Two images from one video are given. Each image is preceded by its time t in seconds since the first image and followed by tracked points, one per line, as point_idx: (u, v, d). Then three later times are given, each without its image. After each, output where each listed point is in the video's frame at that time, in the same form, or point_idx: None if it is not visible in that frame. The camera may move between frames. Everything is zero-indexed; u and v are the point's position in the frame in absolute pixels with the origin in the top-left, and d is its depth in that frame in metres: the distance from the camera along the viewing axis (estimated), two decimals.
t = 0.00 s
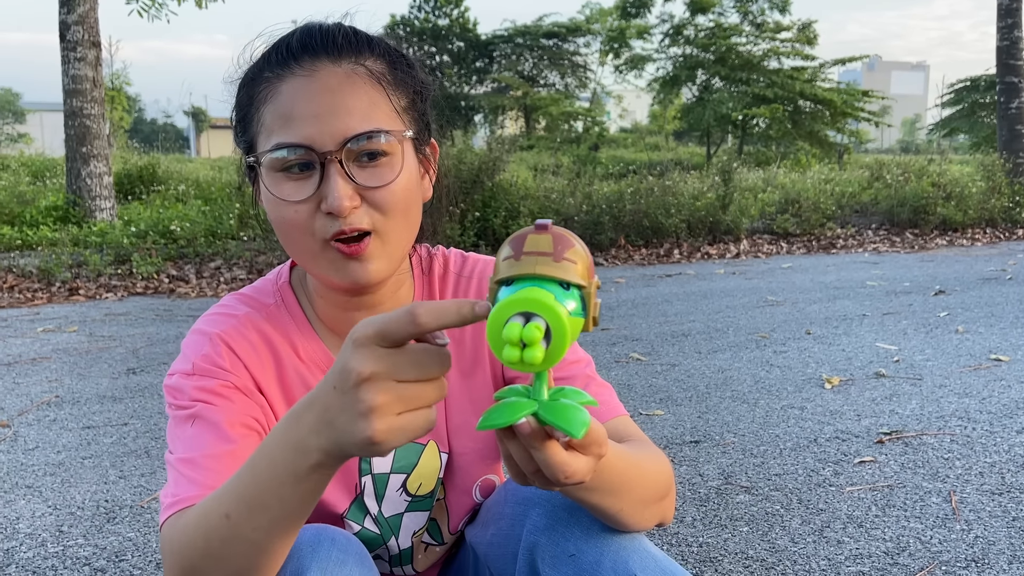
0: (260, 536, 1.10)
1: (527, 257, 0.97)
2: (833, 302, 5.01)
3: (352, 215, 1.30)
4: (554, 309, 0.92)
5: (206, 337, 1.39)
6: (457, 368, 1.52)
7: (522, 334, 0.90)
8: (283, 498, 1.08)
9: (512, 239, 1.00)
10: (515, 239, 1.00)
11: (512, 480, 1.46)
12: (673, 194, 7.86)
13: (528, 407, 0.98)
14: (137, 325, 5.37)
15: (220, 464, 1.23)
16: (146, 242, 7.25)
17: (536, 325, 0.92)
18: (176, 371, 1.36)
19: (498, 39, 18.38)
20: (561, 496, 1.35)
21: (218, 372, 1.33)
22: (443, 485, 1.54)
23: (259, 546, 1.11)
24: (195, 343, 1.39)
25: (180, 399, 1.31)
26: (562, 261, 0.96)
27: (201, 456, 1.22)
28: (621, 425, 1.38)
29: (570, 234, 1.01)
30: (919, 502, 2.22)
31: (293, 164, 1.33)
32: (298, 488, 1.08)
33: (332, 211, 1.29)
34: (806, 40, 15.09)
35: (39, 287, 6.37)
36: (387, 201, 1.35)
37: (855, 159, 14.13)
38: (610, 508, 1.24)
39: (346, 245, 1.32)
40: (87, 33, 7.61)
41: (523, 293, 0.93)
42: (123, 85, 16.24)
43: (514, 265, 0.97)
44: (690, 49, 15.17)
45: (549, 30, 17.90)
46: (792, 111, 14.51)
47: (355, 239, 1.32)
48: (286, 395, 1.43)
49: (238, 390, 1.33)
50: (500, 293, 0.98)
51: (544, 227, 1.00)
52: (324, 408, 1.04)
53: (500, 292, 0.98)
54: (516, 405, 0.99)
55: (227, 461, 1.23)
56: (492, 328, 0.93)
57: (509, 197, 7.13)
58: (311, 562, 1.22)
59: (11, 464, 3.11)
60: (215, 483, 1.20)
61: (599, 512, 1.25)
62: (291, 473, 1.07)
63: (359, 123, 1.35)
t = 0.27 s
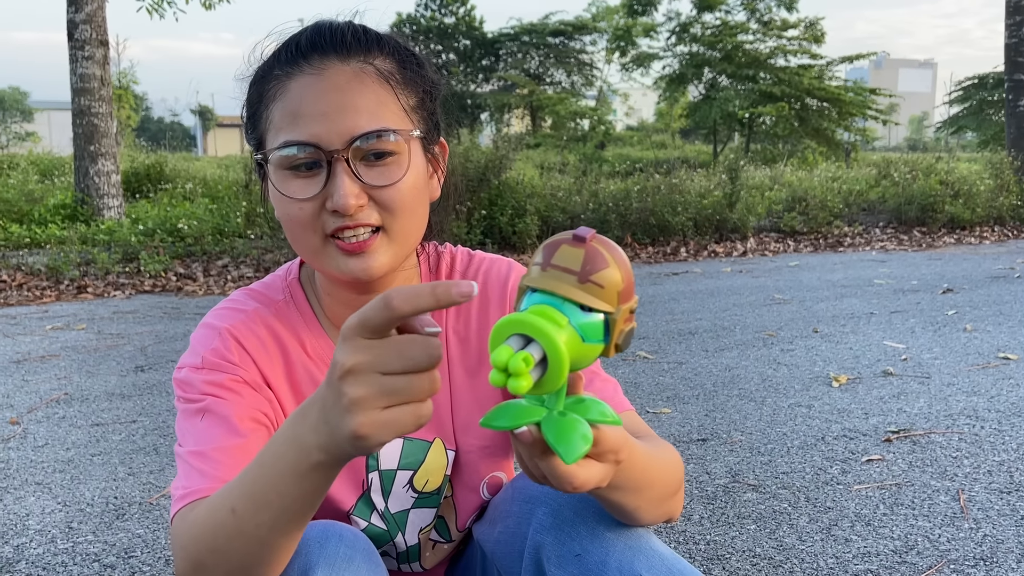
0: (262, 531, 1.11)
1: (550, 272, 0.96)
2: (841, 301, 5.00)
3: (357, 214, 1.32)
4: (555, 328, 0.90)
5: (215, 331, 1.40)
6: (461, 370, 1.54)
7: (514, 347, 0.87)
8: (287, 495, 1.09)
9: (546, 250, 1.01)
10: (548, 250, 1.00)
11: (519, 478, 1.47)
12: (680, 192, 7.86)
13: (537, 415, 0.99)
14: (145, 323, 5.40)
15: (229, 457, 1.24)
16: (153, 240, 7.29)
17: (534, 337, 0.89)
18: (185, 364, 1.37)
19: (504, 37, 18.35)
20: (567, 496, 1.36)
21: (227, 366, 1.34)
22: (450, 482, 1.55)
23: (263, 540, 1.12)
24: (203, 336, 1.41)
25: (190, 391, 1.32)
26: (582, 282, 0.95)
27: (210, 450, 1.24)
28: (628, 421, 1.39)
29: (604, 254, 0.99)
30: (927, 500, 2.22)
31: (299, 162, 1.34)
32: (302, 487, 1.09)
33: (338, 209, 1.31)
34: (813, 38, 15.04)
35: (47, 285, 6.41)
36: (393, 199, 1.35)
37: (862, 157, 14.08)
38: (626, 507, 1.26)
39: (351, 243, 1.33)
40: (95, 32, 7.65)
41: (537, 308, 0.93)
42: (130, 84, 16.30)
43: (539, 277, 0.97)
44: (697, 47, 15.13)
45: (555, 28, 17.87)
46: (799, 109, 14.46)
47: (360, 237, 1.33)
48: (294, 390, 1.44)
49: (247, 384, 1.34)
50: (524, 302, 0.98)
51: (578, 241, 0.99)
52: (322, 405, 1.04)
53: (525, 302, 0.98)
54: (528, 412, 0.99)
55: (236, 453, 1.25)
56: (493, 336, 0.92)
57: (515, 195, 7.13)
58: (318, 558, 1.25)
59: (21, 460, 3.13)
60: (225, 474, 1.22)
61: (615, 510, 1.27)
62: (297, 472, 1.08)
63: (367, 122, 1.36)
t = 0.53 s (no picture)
0: (284, 561, 1.16)
1: (519, 256, 0.96)
2: (848, 300, 4.99)
3: (375, 216, 1.32)
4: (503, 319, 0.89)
5: (225, 335, 1.41)
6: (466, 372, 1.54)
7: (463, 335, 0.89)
8: (311, 527, 1.14)
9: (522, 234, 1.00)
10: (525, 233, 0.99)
11: (526, 477, 1.48)
12: (686, 191, 7.85)
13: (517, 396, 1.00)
14: (154, 323, 5.43)
15: (241, 472, 1.26)
16: (161, 240, 7.33)
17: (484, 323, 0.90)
18: (196, 370, 1.39)
19: (510, 36, 18.34)
20: (573, 496, 1.37)
21: (237, 373, 1.36)
22: (459, 483, 1.56)
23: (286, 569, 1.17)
24: (214, 342, 1.42)
25: (201, 399, 1.34)
26: (543, 272, 0.93)
27: (222, 466, 1.26)
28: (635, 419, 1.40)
29: (575, 242, 0.95)
30: (934, 500, 2.22)
31: (318, 163, 1.36)
32: (327, 519, 1.13)
33: (356, 211, 1.32)
34: (820, 36, 14.99)
35: (56, 284, 6.46)
36: (411, 201, 1.37)
37: (869, 156, 14.04)
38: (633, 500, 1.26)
39: (367, 243, 1.34)
40: (103, 32, 7.69)
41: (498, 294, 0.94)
42: (138, 84, 16.37)
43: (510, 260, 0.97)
44: (703, 45, 15.09)
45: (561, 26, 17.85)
46: (806, 108, 14.40)
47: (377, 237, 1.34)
48: (303, 393, 1.45)
49: (257, 393, 1.36)
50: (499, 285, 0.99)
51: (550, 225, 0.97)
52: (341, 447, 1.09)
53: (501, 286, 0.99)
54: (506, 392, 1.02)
55: (247, 467, 1.27)
56: (456, 318, 0.95)
57: (521, 195, 7.14)
58: (328, 558, 1.28)
59: (31, 459, 3.16)
60: (237, 493, 1.24)
61: (626, 503, 1.27)
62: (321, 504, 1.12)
63: (386, 124, 1.37)
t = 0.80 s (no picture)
0: (299, 548, 1.17)
1: (499, 263, 0.97)
2: (854, 299, 4.98)
3: (409, 212, 1.35)
4: (545, 300, 0.93)
5: (237, 331, 1.43)
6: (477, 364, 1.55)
7: (531, 324, 0.92)
8: (321, 517, 1.15)
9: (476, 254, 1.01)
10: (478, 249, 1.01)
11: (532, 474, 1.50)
12: (692, 190, 7.85)
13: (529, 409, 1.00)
14: (161, 322, 5.46)
15: (251, 470, 1.28)
16: (168, 240, 7.36)
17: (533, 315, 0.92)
18: (208, 366, 1.41)
19: (515, 36, 18.32)
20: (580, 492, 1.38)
21: (249, 370, 1.37)
22: (467, 480, 1.57)
23: (297, 560, 1.18)
24: (227, 337, 1.43)
25: (213, 396, 1.36)
26: (534, 259, 0.97)
27: (233, 464, 1.28)
28: (643, 419, 1.41)
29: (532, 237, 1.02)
30: (941, 498, 2.23)
31: (358, 155, 1.37)
32: (339, 506, 1.14)
33: (392, 205, 1.34)
34: (826, 35, 14.95)
35: (64, 284, 6.50)
36: (442, 200, 1.39)
37: (875, 155, 14.00)
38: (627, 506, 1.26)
39: (398, 238, 1.36)
40: (110, 33, 7.73)
41: (509, 294, 0.94)
42: (145, 85, 16.44)
43: (489, 272, 0.97)
44: (709, 44, 15.06)
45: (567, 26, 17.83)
46: (811, 107, 14.36)
47: (407, 233, 1.36)
48: (314, 388, 1.47)
49: (268, 389, 1.37)
50: (478, 306, 0.97)
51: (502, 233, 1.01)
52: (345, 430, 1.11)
53: (478, 304, 0.97)
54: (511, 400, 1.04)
55: (257, 465, 1.28)
56: (494, 329, 0.93)
57: (527, 194, 7.15)
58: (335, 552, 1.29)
59: (41, 457, 3.19)
60: (246, 490, 1.25)
61: (618, 510, 1.27)
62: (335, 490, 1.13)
63: (428, 123, 1.39)
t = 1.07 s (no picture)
0: (302, 562, 1.18)
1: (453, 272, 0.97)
2: (858, 299, 4.97)
3: (436, 216, 1.36)
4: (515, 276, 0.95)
5: (243, 331, 1.43)
6: (487, 362, 1.50)
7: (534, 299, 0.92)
8: (321, 532, 1.15)
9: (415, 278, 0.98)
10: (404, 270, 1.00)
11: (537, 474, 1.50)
12: (695, 190, 7.85)
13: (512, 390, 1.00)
14: (164, 322, 5.48)
15: (253, 475, 1.28)
16: (171, 240, 7.37)
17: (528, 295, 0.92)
18: (213, 366, 1.41)
19: (518, 36, 18.31)
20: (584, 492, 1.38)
21: (255, 372, 1.38)
22: (470, 481, 1.59)
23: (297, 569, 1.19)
24: (234, 338, 1.44)
25: (218, 398, 1.36)
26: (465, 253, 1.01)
27: (236, 468, 1.28)
28: (648, 420, 1.42)
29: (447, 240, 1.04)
30: (944, 499, 2.22)
31: (393, 152, 1.37)
32: (339, 524, 1.14)
33: (421, 207, 1.36)
34: (829, 34, 14.91)
35: (68, 284, 6.52)
36: (467, 208, 1.41)
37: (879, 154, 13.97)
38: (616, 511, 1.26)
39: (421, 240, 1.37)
40: (114, 33, 7.74)
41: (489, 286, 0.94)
42: (148, 86, 16.47)
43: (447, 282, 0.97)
44: (712, 44, 15.03)
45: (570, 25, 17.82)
46: (815, 106, 14.33)
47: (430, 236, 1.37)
48: (320, 390, 1.47)
49: (273, 391, 1.37)
50: (453, 310, 0.95)
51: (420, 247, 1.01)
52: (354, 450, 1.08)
53: (446, 312, 0.96)
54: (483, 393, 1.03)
55: (260, 470, 1.28)
56: (496, 324, 0.91)
57: (530, 194, 7.15)
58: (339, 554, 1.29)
59: (44, 458, 3.20)
60: (250, 496, 1.26)
61: (611, 516, 1.27)
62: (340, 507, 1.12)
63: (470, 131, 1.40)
